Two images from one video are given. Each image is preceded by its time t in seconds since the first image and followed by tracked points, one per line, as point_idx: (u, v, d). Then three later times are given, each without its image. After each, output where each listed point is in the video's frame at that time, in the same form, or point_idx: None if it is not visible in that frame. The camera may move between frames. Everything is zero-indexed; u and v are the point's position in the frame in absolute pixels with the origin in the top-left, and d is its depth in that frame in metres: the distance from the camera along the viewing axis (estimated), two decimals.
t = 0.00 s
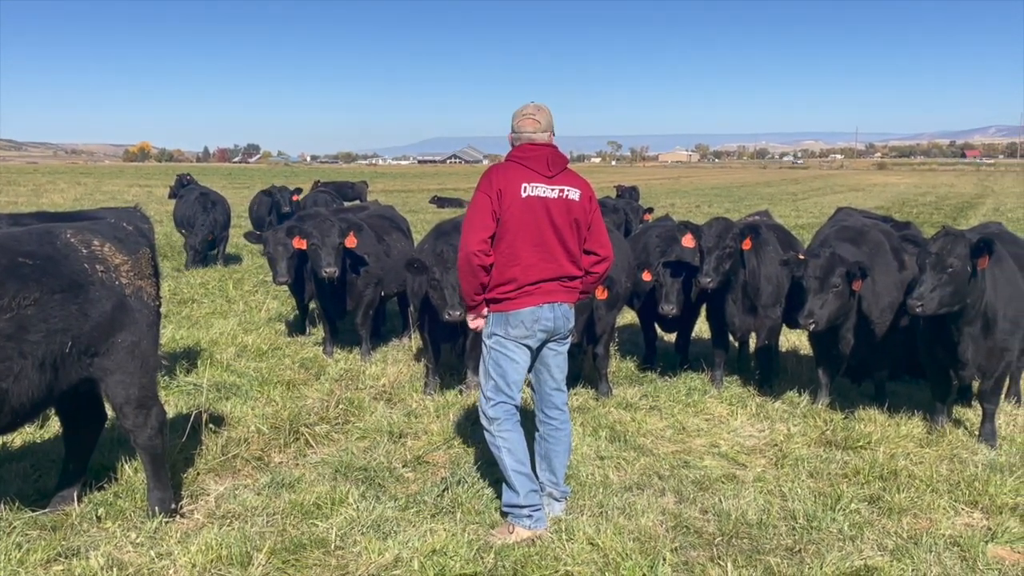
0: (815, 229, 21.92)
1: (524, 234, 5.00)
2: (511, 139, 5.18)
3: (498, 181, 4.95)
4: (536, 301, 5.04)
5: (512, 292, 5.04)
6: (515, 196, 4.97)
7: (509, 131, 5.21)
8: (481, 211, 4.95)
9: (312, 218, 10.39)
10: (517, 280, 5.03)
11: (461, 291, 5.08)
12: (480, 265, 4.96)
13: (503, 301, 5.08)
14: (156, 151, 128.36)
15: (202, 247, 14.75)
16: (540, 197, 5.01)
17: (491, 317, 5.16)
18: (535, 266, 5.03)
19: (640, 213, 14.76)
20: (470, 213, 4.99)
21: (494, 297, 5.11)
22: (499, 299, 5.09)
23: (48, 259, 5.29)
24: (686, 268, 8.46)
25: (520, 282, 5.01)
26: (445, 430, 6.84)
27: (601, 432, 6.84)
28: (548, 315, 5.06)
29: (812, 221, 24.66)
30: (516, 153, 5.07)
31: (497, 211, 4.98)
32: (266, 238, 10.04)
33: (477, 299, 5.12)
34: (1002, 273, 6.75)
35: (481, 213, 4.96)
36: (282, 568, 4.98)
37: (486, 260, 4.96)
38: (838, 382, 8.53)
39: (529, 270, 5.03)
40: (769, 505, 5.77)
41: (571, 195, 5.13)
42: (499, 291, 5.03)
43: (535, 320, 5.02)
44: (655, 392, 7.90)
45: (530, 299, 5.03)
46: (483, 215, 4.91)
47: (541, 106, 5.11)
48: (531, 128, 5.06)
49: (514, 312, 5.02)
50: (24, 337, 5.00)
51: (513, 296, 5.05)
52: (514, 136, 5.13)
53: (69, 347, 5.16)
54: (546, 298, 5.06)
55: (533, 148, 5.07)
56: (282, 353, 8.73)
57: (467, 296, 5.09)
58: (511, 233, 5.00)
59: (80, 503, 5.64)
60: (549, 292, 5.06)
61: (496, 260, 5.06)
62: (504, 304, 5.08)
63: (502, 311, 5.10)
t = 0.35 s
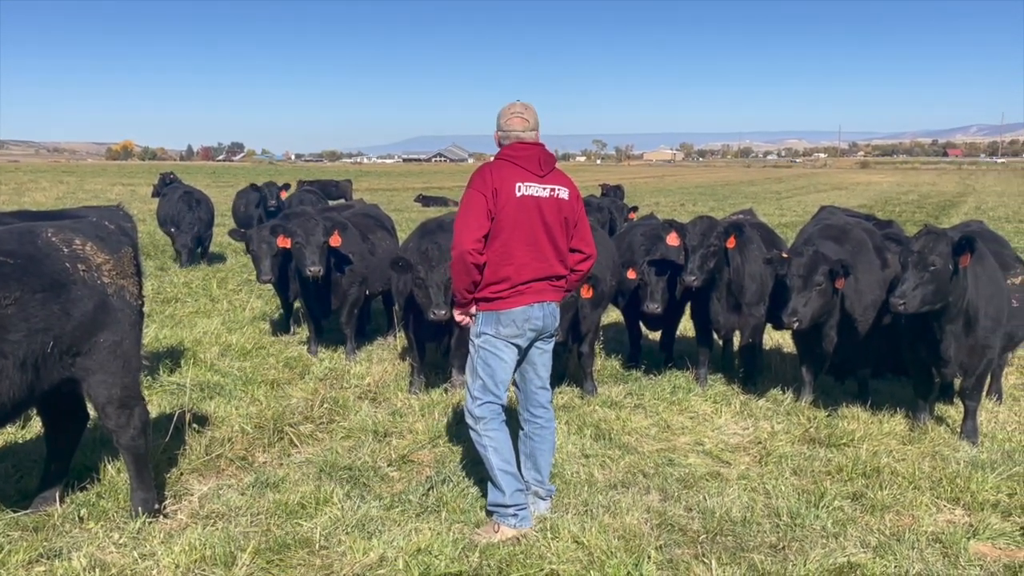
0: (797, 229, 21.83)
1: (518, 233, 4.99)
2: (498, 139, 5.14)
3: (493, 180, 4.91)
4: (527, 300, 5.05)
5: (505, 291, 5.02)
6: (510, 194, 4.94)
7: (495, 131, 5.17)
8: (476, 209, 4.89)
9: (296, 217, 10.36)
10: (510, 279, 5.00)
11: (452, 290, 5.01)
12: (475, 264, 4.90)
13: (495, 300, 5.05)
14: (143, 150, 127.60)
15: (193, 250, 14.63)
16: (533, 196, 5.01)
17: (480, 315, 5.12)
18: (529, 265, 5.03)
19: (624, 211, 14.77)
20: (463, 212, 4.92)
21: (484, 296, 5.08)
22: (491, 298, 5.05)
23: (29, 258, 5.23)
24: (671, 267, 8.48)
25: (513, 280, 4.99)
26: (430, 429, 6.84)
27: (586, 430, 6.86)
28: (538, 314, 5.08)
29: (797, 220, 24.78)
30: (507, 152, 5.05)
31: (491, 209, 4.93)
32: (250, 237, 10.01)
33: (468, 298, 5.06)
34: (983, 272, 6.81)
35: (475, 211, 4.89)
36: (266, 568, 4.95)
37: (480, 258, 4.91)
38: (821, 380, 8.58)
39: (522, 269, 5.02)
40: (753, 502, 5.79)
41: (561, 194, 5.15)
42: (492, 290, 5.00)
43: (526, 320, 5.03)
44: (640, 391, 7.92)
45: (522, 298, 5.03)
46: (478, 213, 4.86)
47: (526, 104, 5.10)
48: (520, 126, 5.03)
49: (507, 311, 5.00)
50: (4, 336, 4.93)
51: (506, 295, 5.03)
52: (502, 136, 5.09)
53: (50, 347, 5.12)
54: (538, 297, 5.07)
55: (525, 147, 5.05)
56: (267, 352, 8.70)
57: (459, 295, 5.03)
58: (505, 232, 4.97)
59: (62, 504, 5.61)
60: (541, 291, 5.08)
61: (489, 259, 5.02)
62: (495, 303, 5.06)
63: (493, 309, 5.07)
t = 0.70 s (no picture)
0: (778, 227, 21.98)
1: (507, 232, 4.98)
2: (482, 138, 5.11)
3: (483, 178, 4.86)
4: (514, 298, 5.06)
5: (493, 290, 5.00)
6: (500, 193, 4.92)
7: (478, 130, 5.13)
8: (467, 207, 4.83)
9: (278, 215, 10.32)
10: (498, 277, 4.99)
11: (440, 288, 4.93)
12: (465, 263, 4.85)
13: (482, 299, 5.03)
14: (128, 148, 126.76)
15: (180, 250, 14.52)
16: (522, 195, 5.01)
17: (465, 313, 5.08)
18: (516, 264, 5.03)
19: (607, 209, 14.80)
20: (453, 209, 4.84)
21: (470, 294, 5.04)
22: (477, 296, 5.02)
23: (7, 256, 5.16)
24: (652, 265, 8.52)
25: (502, 279, 4.99)
26: (412, 427, 6.83)
27: (569, 428, 6.88)
28: (525, 313, 5.10)
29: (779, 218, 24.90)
30: (494, 149, 5.01)
31: (482, 208, 4.88)
32: (232, 234, 9.96)
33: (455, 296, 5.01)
34: (961, 270, 6.93)
35: (466, 209, 4.83)
36: (247, 567, 4.94)
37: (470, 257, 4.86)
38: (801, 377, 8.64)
39: (510, 268, 5.02)
40: (734, 499, 5.83)
41: (546, 193, 5.17)
42: (480, 289, 4.97)
43: (512, 318, 5.04)
44: (622, 389, 7.94)
45: (509, 297, 5.04)
46: (469, 211, 4.81)
47: (509, 102, 5.09)
48: (505, 124, 5.02)
49: (494, 310, 5.00)
50: None
51: (493, 293, 5.02)
52: (487, 134, 5.06)
53: (28, 346, 5.06)
54: (524, 296, 5.10)
55: (512, 146, 5.03)
56: (248, 351, 8.67)
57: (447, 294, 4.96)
58: (494, 230, 4.95)
59: (41, 504, 5.57)
60: (527, 290, 5.10)
61: (477, 257, 4.97)
62: (482, 301, 5.03)
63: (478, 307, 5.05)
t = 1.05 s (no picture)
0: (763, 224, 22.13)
1: (497, 229, 4.97)
2: (468, 137, 5.09)
3: (473, 176, 4.84)
4: (503, 296, 5.06)
5: (483, 288, 4.98)
6: (490, 191, 4.90)
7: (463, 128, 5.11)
8: (457, 205, 4.80)
9: (264, 213, 10.29)
10: (489, 275, 4.98)
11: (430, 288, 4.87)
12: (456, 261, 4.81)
13: (471, 297, 5.01)
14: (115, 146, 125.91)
15: (169, 250, 14.42)
16: (511, 192, 5.00)
17: (454, 312, 5.05)
18: (507, 262, 5.03)
19: (593, 207, 14.82)
20: (444, 207, 4.80)
21: (460, 293, 5.01)
22: (467, 295, 5.00)
23: None
24: (638, 263, 8.55)
25: (492, 277, 4.98)
26: (399, 426, 6.82)
27: (555, 426, 6.89)
28: (514, 311, 5.09)
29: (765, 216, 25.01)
30: (482, 147, 4.99)
31: (472, 206, 4.85)
32: (216, 232, 9.91)
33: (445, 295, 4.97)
34: (945, 267, 6.97)
35: (457, 207, 4.80)
36: (232, 566, 4.92)
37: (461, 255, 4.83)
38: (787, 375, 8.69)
39: (500, 266, 5.01)
40: (720, 497, 5.85)
41: (534, 190, 5.17)
42: (470, 287, 4.94)
43: (501, 316, 5.04)
44: (608, 387, 7.96)
45: (499, 295, 5.03)
46: (459, 209, 4.78)
47: (494, 100, 5.09)
48: (492, 121, 5.02)
49: (484, 308, 4.99)
50: None
51: (483, 291, 4.99)
52: (474, 133, 5.05)
53: (11, 345, 4.98)
54: (513, 294, 5.10)
55: (499, 143, 5.03)
56: (233, 350, 8.64)
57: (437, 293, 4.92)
58: (484, 228, 4.92)
59: (24, 503, 5.53)
60: (516, 288, 5.10)
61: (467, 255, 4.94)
62: (472, 300, 5.01)
63: (468, 306, 5.02)
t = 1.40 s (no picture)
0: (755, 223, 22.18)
1: (494, 228, 4.98)
2: (458, 136, 5.06)
3: (470, 175, 4.83)
4: (498, 294, 5.07)
5: (480, 287, 4.98)
6: (487, 190, 4.90)
7: (452, 127, 5.07)
8: (456, 204, 4.78)
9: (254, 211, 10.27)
10: (486, 273, 4.98)
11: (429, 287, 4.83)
12: (455, 260, 4.80)
13: (467, 296, 5.00)
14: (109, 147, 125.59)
15: (163, 250, 14.38)
16: (506, 191, 5.01)
17: (449, 311, 5.03)
18: (503, 260, 5.04)
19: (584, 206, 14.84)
20: (443, 206, 4.77)
21: (456, 291, 5.00)
22: (464, 293, 4.99)
23: None
24: (629, 262, 8.56)
25: (490, 276, 4.98)
26: (390, 425, 6.82)
27: (547, 425, 6.90)
28: (508, 310, 5.11)
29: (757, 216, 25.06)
30: (474, 146, 4.99)
31: (471, 205, 4.85)
32: (207, 231, 9.90)
33: (443, 294, 4.95)
34: (935, 266, 7.01)
35: (456, 206, 4.78)
36: (224, 565, 4.91)
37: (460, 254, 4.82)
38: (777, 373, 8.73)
39: (496, 264, 5.02)
40: (711, 494, 5.86)
41: (526, 188, 5.20)
42: (468, 286, 4.93)
43: (497, 315, 5.05)
44: (600, 385, 7.97)
45: (495, 293, 5.05)
46: (458, 208, 4.76)
47: (483, 98, 5.07)
48: (482, 120, 5.00)
49: (481, 306, 4.99)
50: None
51: (480, 290, 4.99)
52: (464, 131, 5.02)
53: (3, 343, 4.95)
54: (508, 292, 5.12)
55: (492, 142, 5.04)
56: (224, 349, 8.63)
57: (435, 292, 4.88)
58: (481, 226, 4.92)
59: (14, 503, 5.52)
60: (511, 286, 5.12)
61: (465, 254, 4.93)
62: (468, 298, 5.00)
63: (464, 304, 5.01)
